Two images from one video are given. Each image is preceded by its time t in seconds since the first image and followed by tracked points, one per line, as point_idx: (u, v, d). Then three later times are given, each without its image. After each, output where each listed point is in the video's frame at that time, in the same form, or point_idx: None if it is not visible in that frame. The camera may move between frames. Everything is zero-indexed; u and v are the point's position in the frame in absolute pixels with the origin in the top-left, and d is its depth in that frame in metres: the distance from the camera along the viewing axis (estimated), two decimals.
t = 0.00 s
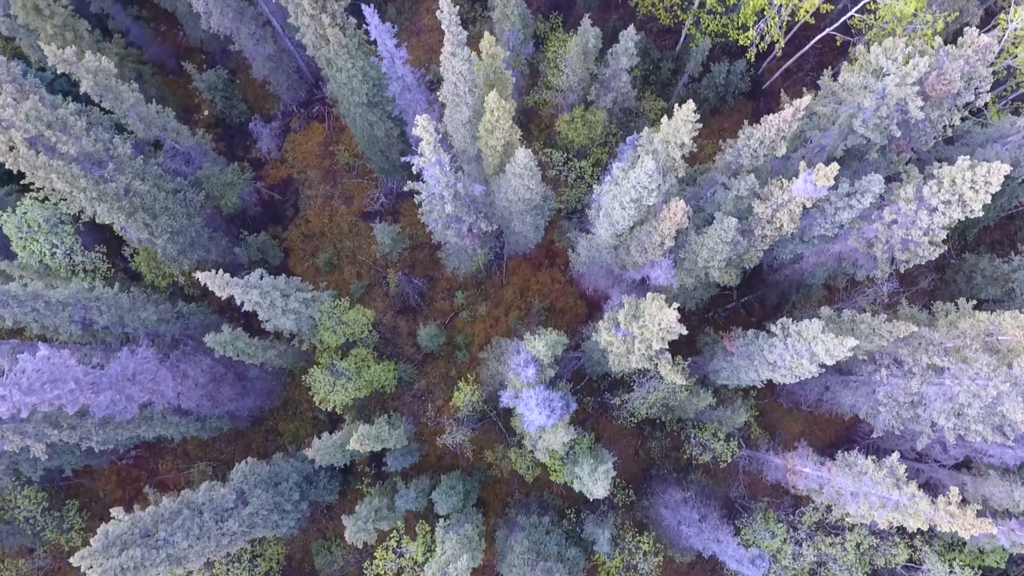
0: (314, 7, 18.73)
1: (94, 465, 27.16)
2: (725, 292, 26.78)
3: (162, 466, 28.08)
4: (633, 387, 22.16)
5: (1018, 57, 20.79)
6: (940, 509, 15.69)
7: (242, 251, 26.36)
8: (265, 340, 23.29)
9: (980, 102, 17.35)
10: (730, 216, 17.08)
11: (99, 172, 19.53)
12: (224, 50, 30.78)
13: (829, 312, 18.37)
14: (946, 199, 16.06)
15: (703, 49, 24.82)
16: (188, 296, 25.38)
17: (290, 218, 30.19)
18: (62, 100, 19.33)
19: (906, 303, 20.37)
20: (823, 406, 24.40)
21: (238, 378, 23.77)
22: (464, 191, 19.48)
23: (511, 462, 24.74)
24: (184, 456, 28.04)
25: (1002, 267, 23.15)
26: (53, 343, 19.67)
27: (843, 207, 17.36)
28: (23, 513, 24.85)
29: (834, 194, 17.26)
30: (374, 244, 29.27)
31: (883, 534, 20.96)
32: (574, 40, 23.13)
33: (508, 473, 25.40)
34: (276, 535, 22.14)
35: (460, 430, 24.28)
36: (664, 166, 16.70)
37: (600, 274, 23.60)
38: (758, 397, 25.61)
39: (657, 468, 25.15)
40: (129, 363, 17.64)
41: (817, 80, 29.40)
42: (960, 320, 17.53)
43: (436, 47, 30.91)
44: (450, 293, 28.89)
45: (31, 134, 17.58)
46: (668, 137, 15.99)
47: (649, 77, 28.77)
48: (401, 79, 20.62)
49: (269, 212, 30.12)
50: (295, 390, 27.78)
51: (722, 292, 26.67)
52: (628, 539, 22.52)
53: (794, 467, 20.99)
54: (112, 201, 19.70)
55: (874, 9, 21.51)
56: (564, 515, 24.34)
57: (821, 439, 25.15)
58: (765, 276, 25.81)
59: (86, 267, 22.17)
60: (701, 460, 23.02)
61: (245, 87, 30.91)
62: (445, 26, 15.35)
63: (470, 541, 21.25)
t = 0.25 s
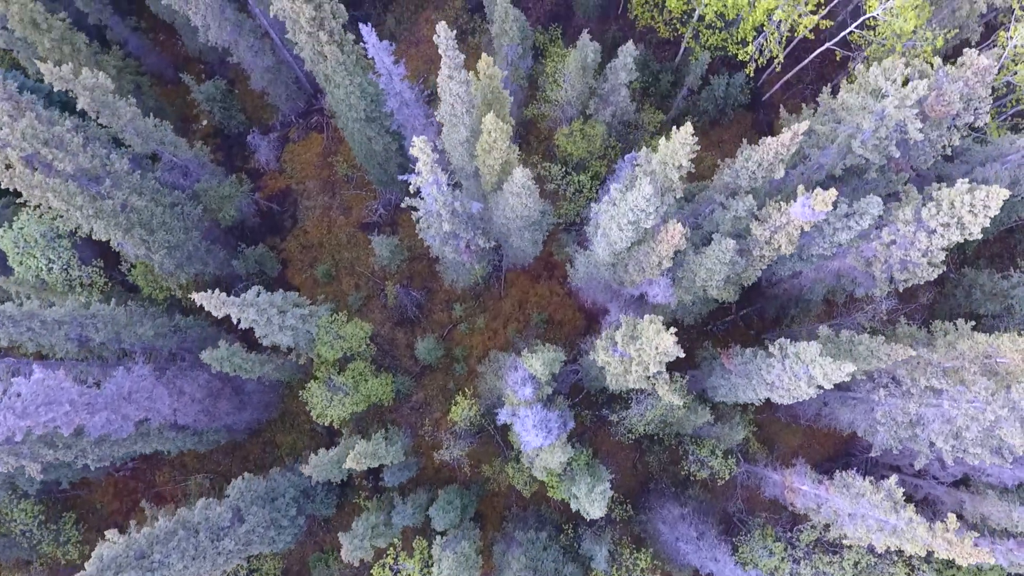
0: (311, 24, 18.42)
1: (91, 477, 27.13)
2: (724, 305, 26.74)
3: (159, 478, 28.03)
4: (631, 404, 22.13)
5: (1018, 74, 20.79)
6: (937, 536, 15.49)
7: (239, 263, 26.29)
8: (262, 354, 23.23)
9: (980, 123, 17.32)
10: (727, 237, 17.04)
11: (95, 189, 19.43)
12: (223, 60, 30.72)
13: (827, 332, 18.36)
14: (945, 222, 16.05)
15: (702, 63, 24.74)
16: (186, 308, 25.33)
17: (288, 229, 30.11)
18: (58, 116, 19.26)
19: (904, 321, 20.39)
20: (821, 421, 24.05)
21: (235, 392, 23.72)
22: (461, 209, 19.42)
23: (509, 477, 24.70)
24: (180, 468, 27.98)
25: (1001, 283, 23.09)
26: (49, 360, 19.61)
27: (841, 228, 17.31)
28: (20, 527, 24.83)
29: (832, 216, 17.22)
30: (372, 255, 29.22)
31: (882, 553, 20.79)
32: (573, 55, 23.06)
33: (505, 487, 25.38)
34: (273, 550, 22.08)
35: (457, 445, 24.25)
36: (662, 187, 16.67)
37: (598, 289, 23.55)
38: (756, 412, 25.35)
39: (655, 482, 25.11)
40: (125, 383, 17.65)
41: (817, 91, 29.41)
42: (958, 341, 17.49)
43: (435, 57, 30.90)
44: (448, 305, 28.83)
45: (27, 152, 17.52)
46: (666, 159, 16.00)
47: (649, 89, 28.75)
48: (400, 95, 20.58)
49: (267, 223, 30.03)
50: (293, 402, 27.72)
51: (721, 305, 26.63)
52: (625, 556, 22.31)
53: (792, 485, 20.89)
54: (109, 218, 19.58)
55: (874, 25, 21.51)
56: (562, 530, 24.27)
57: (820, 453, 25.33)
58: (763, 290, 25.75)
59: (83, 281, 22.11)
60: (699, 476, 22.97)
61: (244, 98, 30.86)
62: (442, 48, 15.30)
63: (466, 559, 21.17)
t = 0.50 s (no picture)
0: (308, 42, 18.33)
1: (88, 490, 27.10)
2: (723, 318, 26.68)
3: (157, 489, 28.00)
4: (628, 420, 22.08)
5: (1018, 91, 20.73)
6: (934, 562, 15.37)
7: (237, 276, 26.24)
8: (259, 369, 23.17)
9: (979, 144, 17.25)
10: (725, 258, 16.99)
11: (92, 205, 19.39)
12: (221, 70, 30.68)
13: (825, 352, 18.36)
14: (944, 245, 15.96)
15: (702, 77, 24.67)
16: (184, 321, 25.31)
17: (286, 239, 30.03)
18: (54, 133, 19.20)
19: (903, 338, 20.37)
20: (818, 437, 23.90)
21: (232, 406, 23.66)
22: (459, 226, 19.38)
23: (506, 491, 24.65)
24: (178, 480, 27.93)
25: (1001, 299, 23.02)
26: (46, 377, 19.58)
27: (839, 249, 17.26)
28: (16, 540, 24.72)
29: (830, 237, 17.17)
30: (370, 267, 29.18)
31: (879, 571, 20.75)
32: (571, 70, 22.99)
33: (503, 501, 25.34)
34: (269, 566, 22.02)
35: (454, 459, 24.20)
36: (659, 208, 16.62)
37: (596, 304, 23.49)
38: (754, 425, 25.33)
39: (652, 496, 25.09)
40: (121, 402, 17.69)
41: (817, 103, 29.37)
42: (957, 363, 17.43)
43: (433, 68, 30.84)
44: (446, 317, 28.77)
45: (23, 170, 17.47)
46: (663, 181, 15.93)
47: (648, 101, 28.70)
48: (398, 111, 20.52)
49: (265, 234, 29.96)
50: (290, 414, 27.67)
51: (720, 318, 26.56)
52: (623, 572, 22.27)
53: (790, 504, 20.85)
54: (105, 234, 19.53)
55: (873, 41, 21.47)
56: (559, 545, 24.22)
57: (819, 467, 25.34)
58: (762, 303, 25.69)
59: (80, 296, 22.07)
60: (697, 492, 22.91)
61: (242, 108, 30.81)
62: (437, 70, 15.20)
63: None
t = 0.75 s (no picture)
0: (305, 60, 18.27)
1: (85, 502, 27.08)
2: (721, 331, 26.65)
3: (154, 501, 27.95)
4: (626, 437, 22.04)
5: (1017, 108, 20.68)
6: None
7: (234, 289, 26.19)
8: (257, 384, 23.13)
9: (978, 165, 17.19)
10: (723, 280, 16.94)
11: (89, 222, 19.32)
12: (219, 81, 30.63)
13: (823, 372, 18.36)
14: (942, 268, 15.91)
15: (701, 91, 24.62)
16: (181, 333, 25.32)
17: (284, 250, 29.95)
18: (51, 150, 19.14)
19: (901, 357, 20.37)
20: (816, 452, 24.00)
21: (229, 420, 23.61)
22: (456, 245, 19.33)
23: (503, 506, 24.61)
24: (175, 492, 27.88)
25: (999, 316, 22.95)
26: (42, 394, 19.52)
27: (837, 271, 17.24)
28: (12, 554, 24.55)
29: (828, 259, 17.14)
30: (368, 278, 29.16)
31: None
32: (570, 85, 22.93)
33: (500, 515, 25.31)
34: None
35: (452, 474, 24.16)
36: (657, 230, 16.58)
37: (594, 319, 23.45)
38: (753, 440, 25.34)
39: (650, 510, 25.06)
40: (116, 421, 17.73)
41: (817, 115, 29.32)
42: (955, 384, 17.39)
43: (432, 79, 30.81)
44: (444, 329, 28.73)
45: (19, 189, 17.42)
46: (661, 203, 15.88)
47: (646, 114, 28.67)
48: (396, 127, 20.45)
49: (263, 245, 29.89)
50: (288, 427, 27.61)
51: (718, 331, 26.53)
52: None
53: (788, 522, 20.83)
54: (102, 252, 19.49)
55: (873, 58, 21.43)
56: (557, 560, 24.16)
57: (817, 481, 25.31)
58: (760, 317, 25.64)
59: (77, 310, 22.03)
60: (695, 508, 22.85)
61: (240, 118, 30.76)
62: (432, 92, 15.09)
63: None
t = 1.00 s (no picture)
0: (302, 79, 18.23)
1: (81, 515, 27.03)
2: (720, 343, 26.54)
3: (150, 513, 27.91)
4: (623, 454, 21.99)
5: (1017, 126, 20.58)
6: None
7: (232, 301, 26.15)
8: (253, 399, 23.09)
9: (977, 187, 17.13)
10: (720, 301, 16.93)
11: (86, 239, 19.27)
12: (218, 91, 30.57)
13: (821, 393, 18.33)
14: (940, 291, 15.86)
15: (699, 106, 24.55)
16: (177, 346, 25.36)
17: (282, 261, 29.89)
18: (47, 167, 19.08)
19: (899, 376, 20.32)
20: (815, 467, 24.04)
21: (226, 435, 23.56)
22: (453, 263, 19.30)
23: (500, 521, 24.58)
24: (171, 504, 27.84)
25: (998, 332, 22.88)
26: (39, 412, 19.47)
27: (835, 293, 17.22)
28: (8, 568, 24.57)
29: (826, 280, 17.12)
30: (366, 290, 29.11)
31: None
32: (568, 100, 22.87)
33: (497, 530, 25.27)
34: None
35: (449, 489, 24.15)
36: (654, 252, 16.57)
37: (592, 334, 23.42)
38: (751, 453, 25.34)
39: (648, 525, 25.01)
40: (111, 441, 17.76)
41: (816, 127, 29.29)
42: (953, 406, 17.36)
43: (431, 90, 30.71)
44: (442, 341, 28.67)
45: (15, 208, 17.36)
46: (658, 226, 15.84)
47: (645, 126, 28.62)
48: (393, 143, 20.40)
49: (261, 256, 29.84)
50: (285, 439, 27.56)
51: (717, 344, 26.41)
52: None
53: (786, 540, 20.78)
54: (98, 269, 19.50)
55: (872, 75, 21.39)
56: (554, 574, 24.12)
57: (816, 495, 25.28)
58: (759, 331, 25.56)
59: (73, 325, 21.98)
60: (692, 525, 22.79)
61: (238, 129, 30.70)
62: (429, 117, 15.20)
63: None
